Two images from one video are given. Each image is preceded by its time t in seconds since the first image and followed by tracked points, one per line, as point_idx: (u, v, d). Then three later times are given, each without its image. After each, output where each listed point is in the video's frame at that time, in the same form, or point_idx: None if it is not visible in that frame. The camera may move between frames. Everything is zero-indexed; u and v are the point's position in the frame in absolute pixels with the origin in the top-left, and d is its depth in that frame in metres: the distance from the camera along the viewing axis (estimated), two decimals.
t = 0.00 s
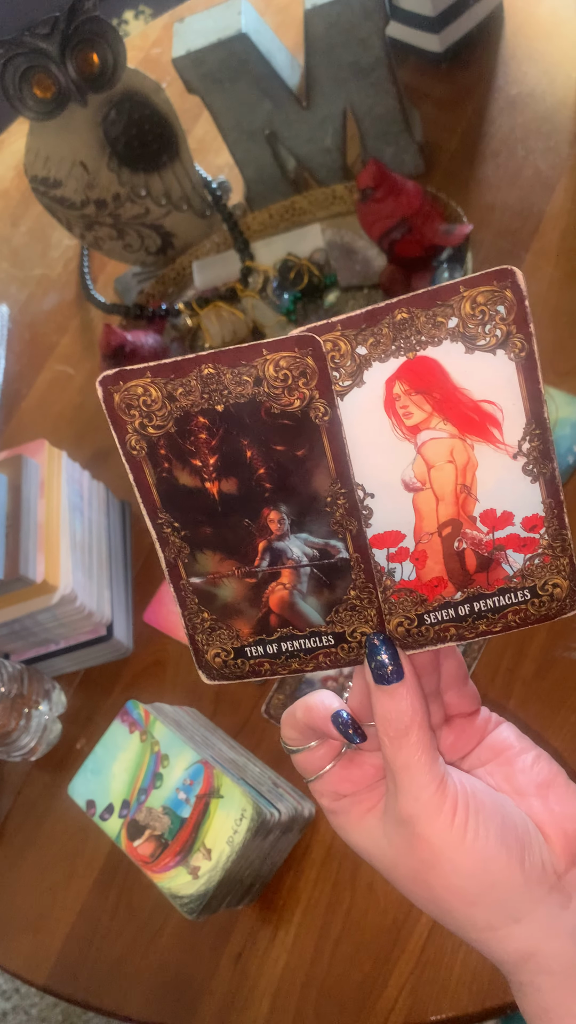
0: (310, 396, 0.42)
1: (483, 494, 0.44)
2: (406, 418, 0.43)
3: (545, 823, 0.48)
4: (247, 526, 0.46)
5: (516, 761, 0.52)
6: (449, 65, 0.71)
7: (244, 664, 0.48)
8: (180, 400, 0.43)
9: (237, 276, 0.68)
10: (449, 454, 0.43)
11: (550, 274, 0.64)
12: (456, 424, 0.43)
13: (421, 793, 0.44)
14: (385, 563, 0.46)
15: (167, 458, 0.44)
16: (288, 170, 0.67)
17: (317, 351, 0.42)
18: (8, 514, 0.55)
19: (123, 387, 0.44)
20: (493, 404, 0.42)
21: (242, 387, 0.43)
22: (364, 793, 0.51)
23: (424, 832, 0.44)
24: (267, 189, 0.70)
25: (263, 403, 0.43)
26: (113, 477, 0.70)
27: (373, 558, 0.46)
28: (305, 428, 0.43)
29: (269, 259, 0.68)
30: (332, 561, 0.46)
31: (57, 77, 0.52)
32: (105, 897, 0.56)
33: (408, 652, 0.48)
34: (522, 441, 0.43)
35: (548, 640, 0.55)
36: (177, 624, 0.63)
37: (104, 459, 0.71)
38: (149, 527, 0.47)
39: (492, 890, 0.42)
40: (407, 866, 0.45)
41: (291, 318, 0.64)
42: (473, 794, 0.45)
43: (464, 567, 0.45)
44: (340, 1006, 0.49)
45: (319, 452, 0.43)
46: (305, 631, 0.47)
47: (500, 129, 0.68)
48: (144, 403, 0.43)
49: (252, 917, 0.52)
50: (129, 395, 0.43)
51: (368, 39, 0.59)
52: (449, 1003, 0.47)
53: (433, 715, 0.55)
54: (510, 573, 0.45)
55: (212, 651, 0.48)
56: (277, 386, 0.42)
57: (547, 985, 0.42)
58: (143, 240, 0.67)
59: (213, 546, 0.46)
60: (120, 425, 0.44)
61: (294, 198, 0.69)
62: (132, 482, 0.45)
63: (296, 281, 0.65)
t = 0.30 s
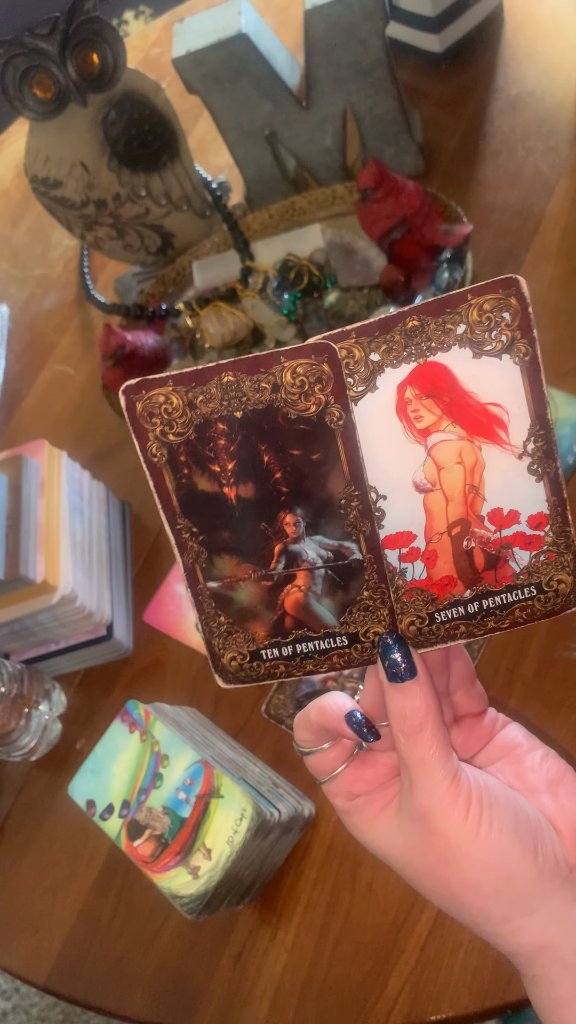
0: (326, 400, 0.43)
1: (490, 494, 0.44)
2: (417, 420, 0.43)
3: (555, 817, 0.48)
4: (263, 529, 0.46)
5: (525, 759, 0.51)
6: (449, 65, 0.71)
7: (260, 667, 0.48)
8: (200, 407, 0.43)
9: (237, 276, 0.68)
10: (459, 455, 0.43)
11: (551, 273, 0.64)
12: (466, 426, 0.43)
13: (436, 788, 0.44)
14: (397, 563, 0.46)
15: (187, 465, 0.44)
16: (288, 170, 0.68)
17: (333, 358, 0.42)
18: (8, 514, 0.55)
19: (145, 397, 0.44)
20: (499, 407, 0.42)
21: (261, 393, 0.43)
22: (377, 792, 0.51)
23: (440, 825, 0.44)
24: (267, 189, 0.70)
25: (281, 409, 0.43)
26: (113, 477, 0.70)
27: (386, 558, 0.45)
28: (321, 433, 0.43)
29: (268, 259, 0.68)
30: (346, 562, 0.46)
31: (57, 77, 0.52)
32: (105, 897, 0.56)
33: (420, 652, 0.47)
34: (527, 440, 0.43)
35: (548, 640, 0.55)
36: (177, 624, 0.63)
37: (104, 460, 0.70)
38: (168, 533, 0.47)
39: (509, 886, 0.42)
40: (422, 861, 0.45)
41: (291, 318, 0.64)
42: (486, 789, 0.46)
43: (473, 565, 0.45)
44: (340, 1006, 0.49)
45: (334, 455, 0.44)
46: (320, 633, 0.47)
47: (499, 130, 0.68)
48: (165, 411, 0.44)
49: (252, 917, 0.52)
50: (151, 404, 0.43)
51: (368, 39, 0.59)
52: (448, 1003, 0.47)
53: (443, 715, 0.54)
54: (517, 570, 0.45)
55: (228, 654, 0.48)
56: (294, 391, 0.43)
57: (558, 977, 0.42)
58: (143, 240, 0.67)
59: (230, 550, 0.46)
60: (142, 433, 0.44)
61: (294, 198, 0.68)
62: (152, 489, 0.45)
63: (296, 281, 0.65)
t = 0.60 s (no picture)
0: (317, 407, 0.43)
1: (481, 490, 0.45)
2: (408, 422, 0.43)
3: (555, 794, 0.48)
4: (262, 532, 0.46)
5: (523, 740, 0.52)
6: (449, 65, 0.71)
7: (264, 662, 0.48)
8: (195, 420, 0.43)
9: (237, 276, 0.68)
10: (449, 455, 0.43)
11: (550, 273, 0.64)
12: (455, 426, 0.43)
13: (439, 770, 0.44)
14: (393, 558, 0.46)
15: (185, 475, 0.44)
16: (288, 170, 0.68)
17: (322, 366, 0.42)
18: (8, 514, 0.55)
19: (141, 411, 0.44)
20: (487, 407, 0.42)
21: (253, 404, 0.43)
22: (383, 776, 0.51)
23: (444, 806, 0.44)
24: (268, 189, 0.70)
25: (274, 417, 0.43)
26: (113, 477, 0.70)
27: (381, 554, 0.46)
28: (314, 439, 0.43)
29: (269, 260, 0.68)
30: (343, 559, 0.46)
31: (57, 77, 0.52)
32: (106, 897, 0.56)
33: (417, 640, 0.47)
34: (515, 438, 0.43)
35: (547, 640, 0.55)
36: (177, 624, 0.63)
37: (105, 460, 0.70)
38: (168, 540, 0.47)
39: (509, 859, 0.42)
40: (427, 840, 0.45)
41: (291, 319, 0.64)
42: (486, 768, 0.46)
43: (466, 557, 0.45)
44: (339, 1007, 0.49)
45: (327, 460, 0.43)
46: (320, 627, 0.47)
47: (500, 130, 0.68)
48: (161, 425, 0.43)
49: (252, 917, 0.52)
50: (147, 418, 0.43)
51: (368, 39, 0.59)
52: (448, 1003, 0.47)
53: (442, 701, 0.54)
54: (508, 560, 0.46)
55: (234, 651, 0.48)
56: (286, 400, 0.43)
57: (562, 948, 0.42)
58: (143, 240, 0.67)
59: (231, 553, 0.46)
60: (139, 446, 0.44)
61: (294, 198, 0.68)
62: (152, 501, 0.45)
63: (296, 281, 0.65)
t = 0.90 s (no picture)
0: (334, 400, 0.42)
1: (501, 479, 0.44)
2: (431, 411, 0.42)
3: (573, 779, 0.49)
4: (279, 526, 0.46)
5: (538, 724, 0.52)
6: (449, 65, 0.71)
7: (280, 657, 0.49)
8: (210, 416, 0.43)
9: (237, 276, 0.68)
10: (471, 444, 0.43)
11: (550, 273, 0.64)
12: (476, 415, 0.42)
13: (460, 757, 0.45)
14: (411, 548, 0.46)
15: (200, 472, 0.44)
16: (288, 170, 0.68)
17: (340, 358, 0.42)
18: (9, 514, 0.55)
19: (155, 408, 0.43)
20: (510, 395, 0.42)
21: (270, 398, 0.42)
22: (399, 765, 0.51)
23: (464, 791, 0.44)
24: (268, 189, 0.70)
25: (290, 411, 0.43)
26: (113, 477, 0.70)
27: (400, 544, 0.46)
28: (331, 432, 0.43)
29: (269, 260, 0.68)
30: (360, 551, 0.46)
31: (58, 77, 0.52)
32: (105, 897, 0.56)
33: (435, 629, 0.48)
34: (537, 425, 0.43)
35: (547, 640, 0.55)
36: (177, 624, 0.63)
37: (105, 460, 0.71)
38: (183, 538, 0.46)
39: (532, 841, 0.43)
40: (447, 826, 0.45)
41: (291, 319, 0.64)
42: (505, 752, 0.46)
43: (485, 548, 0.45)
44: (340, 1006, 0.49)
45: (344, 452, 0.43)
46: (337, 620, 0.47)
47: (499, 130, 0.68)
48: (176, 422, 0.43)
49: (252, 917, 0.52)
50: (162, 416, 0.43)
51: (368, 39, 0.59)
52: (448, 1003, 0.47)
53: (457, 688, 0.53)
54: (526, 549, 0.46)
55: (250, 648, 0.48)
56: (302, 393, 0.42)
57: None
58: (143, 240, 0.67)
59: (247, 549, 0.46)
60: (154, 445, 0.43)
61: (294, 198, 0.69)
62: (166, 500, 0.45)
63: (296, 281, 0.65)
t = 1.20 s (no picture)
0: (335, 403, 0.42)
1: (511, 478, 0.44)
2: (438, 412, 0.42)
3: None
4: (283, 528, 0.46)
5: (546, 714, 0.52)
6: (449, 65, 0.71)
7: (289, 653, 0.49)
8: (210, 422, 0.43)
9: (237, 277, 0.68)
10: (480, 444, 0.43)
11: (550, 273, 0.64)
12: (486, 415, 0.42)
13: (469, 747, 0.45)
14: (419, 546, 0.46)
15: (202, 477, 0.44)
16: (288, 170, 0.68)
17: (339, 362, 0.41)
18: (9, 514, 0.55)
19: (154, 416, 0.43)
20: (520, 395, 0.42)
21: (269, 402, 0.42)
22: (407, 757, 0.51)
23: (473, 780, 0.45)
24: (268, 189, 0.70)
25: (291, 415, 0.42)
26: (113, 477, 0.70)
27: (408, 543, 0.46)
28: (333, 434, 0.43)
29: (268, 260, 0.68)
30: (366, 550, 0.46)
31: (58, 77, 0.52)
32: (106, 897, 0.56)
33: (444, 625, 0.48)
34: (548, 425, 0.43)
35: (548, 640, 0.55)
36: (177, 624, 0.64)
37: (105, 459, 0.71)
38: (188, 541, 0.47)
39: (540, 830, 0.43)
40: (457, 817, 0.45)
41: (292, 318, 0.64)
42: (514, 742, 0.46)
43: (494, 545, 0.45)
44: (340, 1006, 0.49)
45: (347, 453, 0.43)
46: (344, 616, 0.48)
47: (499, 130, 0.68)
48: (176, 430, 0.43)
49: (252, 917, 0.52)
50: (161, 424, 0.42)
51: (368, 39, 0.59)
52: (448, 1003, 0.47)
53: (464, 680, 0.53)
54: (536, 546, 0.46)
55: (258, 646, 0.49)
56: (302, 398, 0.42)
57: None
58: (143, 240, 0.67)
59: (251, 551, 0.46)
60: (154, 453, 0.43)
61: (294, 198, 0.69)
62: (169, 505, 0.45)
63: (296, 281, 0.65)
